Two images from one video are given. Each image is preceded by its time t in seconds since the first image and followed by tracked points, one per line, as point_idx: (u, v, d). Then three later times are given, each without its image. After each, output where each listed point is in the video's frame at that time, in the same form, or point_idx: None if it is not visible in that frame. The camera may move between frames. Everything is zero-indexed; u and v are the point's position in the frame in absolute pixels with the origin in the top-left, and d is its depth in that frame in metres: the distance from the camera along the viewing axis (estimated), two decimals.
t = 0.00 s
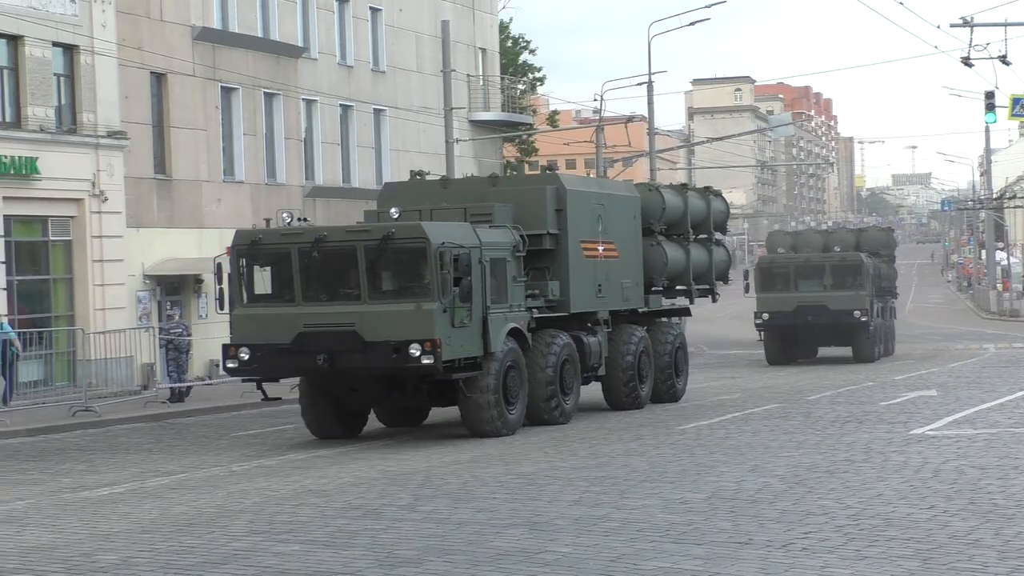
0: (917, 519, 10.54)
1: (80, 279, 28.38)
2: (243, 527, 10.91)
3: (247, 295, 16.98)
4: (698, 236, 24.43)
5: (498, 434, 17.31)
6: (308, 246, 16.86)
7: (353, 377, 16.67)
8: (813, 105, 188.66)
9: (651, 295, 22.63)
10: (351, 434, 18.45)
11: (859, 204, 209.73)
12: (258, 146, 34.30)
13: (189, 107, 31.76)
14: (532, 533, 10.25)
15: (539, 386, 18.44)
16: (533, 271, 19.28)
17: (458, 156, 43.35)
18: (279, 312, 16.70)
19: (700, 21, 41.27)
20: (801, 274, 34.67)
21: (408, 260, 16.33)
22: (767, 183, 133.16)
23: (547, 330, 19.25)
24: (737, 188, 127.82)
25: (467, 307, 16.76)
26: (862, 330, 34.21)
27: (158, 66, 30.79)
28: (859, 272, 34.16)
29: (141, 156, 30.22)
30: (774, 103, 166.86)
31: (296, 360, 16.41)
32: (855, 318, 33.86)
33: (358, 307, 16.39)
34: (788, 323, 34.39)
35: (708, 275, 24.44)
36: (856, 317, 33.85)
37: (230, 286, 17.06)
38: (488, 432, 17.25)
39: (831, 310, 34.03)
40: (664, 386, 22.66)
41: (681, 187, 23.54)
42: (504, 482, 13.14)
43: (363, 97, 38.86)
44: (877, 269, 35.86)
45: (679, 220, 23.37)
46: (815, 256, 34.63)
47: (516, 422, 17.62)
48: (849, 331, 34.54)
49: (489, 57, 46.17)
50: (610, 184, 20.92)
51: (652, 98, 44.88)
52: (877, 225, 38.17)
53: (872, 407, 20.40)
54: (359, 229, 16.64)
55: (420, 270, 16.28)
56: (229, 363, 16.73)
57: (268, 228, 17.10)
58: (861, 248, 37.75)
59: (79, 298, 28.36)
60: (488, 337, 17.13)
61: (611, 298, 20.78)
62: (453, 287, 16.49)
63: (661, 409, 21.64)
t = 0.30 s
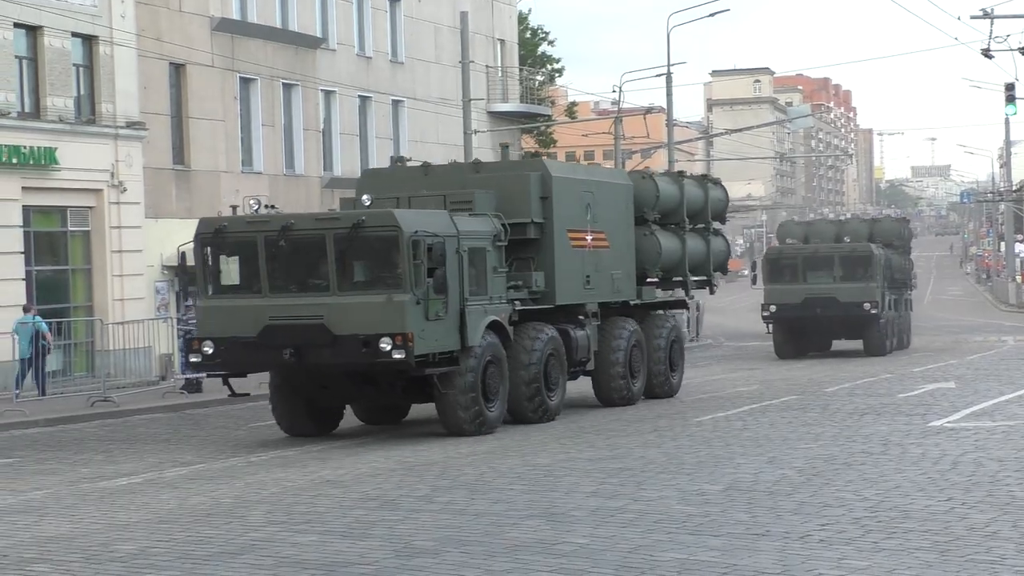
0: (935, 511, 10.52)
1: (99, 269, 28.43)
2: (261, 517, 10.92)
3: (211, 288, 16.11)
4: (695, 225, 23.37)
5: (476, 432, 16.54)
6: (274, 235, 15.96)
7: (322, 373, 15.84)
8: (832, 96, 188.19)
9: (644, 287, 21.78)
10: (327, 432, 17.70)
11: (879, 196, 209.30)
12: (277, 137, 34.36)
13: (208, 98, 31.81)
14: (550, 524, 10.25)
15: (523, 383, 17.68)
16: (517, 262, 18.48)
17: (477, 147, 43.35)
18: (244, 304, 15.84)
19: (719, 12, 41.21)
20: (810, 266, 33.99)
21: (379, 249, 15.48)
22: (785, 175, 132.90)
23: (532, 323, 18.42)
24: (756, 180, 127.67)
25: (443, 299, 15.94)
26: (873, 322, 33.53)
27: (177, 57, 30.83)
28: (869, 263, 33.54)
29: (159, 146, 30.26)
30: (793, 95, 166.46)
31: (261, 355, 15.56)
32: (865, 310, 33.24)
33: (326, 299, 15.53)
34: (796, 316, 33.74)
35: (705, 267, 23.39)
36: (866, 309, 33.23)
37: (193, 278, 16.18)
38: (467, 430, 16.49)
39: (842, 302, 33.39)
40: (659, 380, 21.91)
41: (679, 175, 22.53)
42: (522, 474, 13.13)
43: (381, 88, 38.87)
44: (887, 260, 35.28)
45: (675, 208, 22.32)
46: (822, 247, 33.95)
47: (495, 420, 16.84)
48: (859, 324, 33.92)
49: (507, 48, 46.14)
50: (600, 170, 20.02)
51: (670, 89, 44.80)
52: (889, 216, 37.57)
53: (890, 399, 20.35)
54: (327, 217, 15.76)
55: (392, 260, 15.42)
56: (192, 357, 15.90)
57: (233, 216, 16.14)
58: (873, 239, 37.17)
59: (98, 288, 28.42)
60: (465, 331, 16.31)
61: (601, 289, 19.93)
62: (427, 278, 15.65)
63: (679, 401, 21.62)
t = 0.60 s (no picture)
0: (947, 505, 10.50)
1: (111, 261, 28.46)
2: (272, 510, 10.94)
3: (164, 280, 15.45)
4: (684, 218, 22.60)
5: (443, 434, 15.69)
6: (230, 225, 15.28)
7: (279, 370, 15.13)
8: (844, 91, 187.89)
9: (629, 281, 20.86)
10: (287, 432, 16.97)
11: (891, 189, 209.01)
12: (288, 129, 34.37)
13: (220, 90, 31.84)
14: (561, 517, 10.26)
15: (495, 382, 16.76)
16: (490, 255, 17.51)
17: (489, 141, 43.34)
18: (199, 298, 15.16)
19: (731, 7, 41.18)
20: (811, 260, 33.03)
21: (337, 240, 14.74)
22: (797, 168, 132.72)
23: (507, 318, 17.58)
24: (768, 173, 127.59)
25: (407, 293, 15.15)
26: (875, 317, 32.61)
27: (189, 49, 30.85)
28: (872, 256, 32.57)
29: (171, 139, 30.29)
30: (805, 89, 166.26)
31: (214, 351, 14.87)
32: (866, 305, 32.28)
33: (283, 293, 14.82)
34: (796, 311, 32.76)
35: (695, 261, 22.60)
36: (868, 304, 32.27)
37: (146, 270, 15.54)
38: (435, 431, 15.65)
39: (844, 297, 32.40)
40: (643, 379, 21.00)
41: (663, 166, 21.86)
42: (533, 467, 13.15)
43: (393, 81, 38.86)
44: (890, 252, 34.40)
45: (661, 200, 21.59)
46: (824, 239, 33.05)
47: (463, 421, 15.96)
48: (860, 318, 33.00)
49: (519, 40, 46.11)
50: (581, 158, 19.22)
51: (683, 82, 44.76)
52: (893, 207, 36.71)
53: (902, 393, 20.32)
54: (284, 206, 15.05)
55: (351, 252, 14.67)
56: (143, 353, 15.25)
57: (188, 205, 15.51)
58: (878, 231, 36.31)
59: (110, 280, 28.47)
60: (431, 327, 15.53)
61: (582, 284, 19.10)
62: (389, 271, 14.88)
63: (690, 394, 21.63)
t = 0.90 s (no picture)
0: (961, 507, 10.48)
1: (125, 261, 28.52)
2: (284, 509, 10.94)
3: (111, 279, 14.64)
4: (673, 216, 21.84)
5: (409, 440, 15.01)
6: (178, 222, 14.45)
7: (232, 376, 14.33)
8: (857, 91, 187.58)
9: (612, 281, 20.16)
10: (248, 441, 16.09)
11: (905, 189, 208.68)
12: (302, 129, 34.39)
13: (234, 89, 31.87)
14: (573, 518, 10.26)
15: (465, 386, 16.07)
16: (463, 254, 16.84)
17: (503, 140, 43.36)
18: (146, 299, 14.34)
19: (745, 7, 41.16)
20: (813, 259, 32.33)
21: (292, 238, 13.96)
22: (811, 168, 132.55)
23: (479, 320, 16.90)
24: (781, 174, 127.49)
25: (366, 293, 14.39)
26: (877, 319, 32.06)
27: (203, 48, 30.89)
28: (875, 255, 31.92)
29: (185, 139, 30.35)
30: (818, 89, 166.06)
31: (162, 356, 14.04)
32: (869, 306, 31.65)
33: (233, 294, 14.02)
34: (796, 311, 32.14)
35: (685, 260, 21.84)
36: (870, 304, 31.61)
37: (92, 270, 14.72)
38: (398, 440, 14.96)
39: (845, 297, 31.76)
40: (628, 384, 20.14)
41: (650, 162, 21.11)
42: (546, 467, 13.13)
43: (406, 81, 38.86)
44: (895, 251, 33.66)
45: (647, 197, 20.89)
46: (826, 238, 32.31)
47: (429, 427, 15.28)
48: (862, 318, 32.35)
49: (532, 40, 46.11)
50: (559, 152, 18.49)
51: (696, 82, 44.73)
52: (899, 205, 35.95)
53: (915, 394, 20.27)
54: (234, 201, 14.23)
55: (306, 250, 13.90)
56: (87, 357, 14.41)
57: (134, 201, 14.66)
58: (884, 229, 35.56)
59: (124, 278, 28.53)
60: (393, 328, 14.84)
61: (561, 284, 18.38)
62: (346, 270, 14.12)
63: (703, 395, 21.66)
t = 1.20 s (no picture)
0: (971, 508, 10.46)
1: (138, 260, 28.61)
2: (294, 508, 10.94)
3: (48, 278, 13.73)
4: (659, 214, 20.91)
5: (365, 449, 14.17)
6: (117, 217, 13.56)
7: (174, 382, 13.45)
8: (869, 91, 187.35)
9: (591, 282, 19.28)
10: (195, 451, 15.20)
11: (917, 191, 208.45)
12: (314, 129, 34.42)
13: (246, 89, 31.94)
14: (583, 518, 10.25)
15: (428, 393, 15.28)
16: (429, 253, 16.01)
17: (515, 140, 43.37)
18: (84, 299, 13.44)
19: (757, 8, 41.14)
20: (812, 260, 32.03)
21: (238, 236, 13.12)
22: (823, 170, 132.45)
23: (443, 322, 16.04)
24: (792, 175, 127.40)
25: (318, 294, 13.57)
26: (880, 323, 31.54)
27: (215, 48, 30.93)
28: (876, 257, 31.60)
29: (197, 139, 30.42)
30: (829, 90, 165.91)
31: (98, 360, 13.14)
32: (869, 308, 31.30)
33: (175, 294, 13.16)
34: (795, 315, 31.85)
35: (671, 261, 20.90)
36: (870, 307, 31.27)
37: (27, 268, 13.81)
38: (354, 449, 14.14)
39: (845, 300, 31.43)
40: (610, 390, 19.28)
41: (633, 158, 20.16)
42: (555, 467, 13.13)
43: (418, 81, 38.87)
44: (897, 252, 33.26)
45: (630, 195, 19.94)
46: (826, 240, 31.96)
47: (388, 435, 14.44)
48: (864, 322, 31.98)
49: (544, 40, 46.12)
50: (533, 147, 17.62)
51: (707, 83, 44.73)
52: (903, 204, 35.51)
53: (927, 396, 20.24)
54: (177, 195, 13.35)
55: (253, 247, 13.05)
56: (21, 361, 13.50)
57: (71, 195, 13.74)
58: (888, 229, 35.10)
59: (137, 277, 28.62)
60: (349, 331, 13.99)
61: (534, 285, 17.51)
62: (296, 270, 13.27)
63: (714, 395, 21.64)
